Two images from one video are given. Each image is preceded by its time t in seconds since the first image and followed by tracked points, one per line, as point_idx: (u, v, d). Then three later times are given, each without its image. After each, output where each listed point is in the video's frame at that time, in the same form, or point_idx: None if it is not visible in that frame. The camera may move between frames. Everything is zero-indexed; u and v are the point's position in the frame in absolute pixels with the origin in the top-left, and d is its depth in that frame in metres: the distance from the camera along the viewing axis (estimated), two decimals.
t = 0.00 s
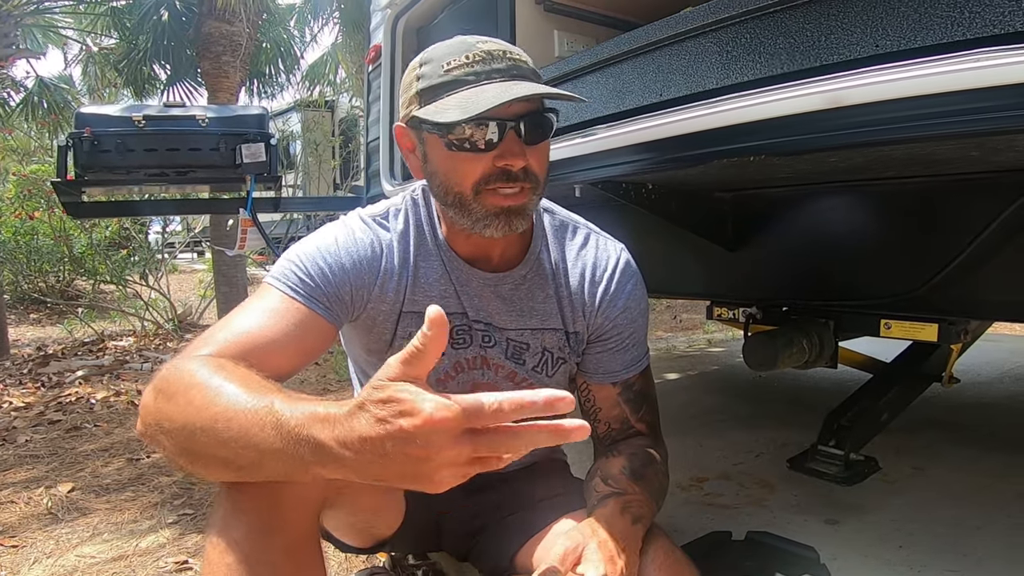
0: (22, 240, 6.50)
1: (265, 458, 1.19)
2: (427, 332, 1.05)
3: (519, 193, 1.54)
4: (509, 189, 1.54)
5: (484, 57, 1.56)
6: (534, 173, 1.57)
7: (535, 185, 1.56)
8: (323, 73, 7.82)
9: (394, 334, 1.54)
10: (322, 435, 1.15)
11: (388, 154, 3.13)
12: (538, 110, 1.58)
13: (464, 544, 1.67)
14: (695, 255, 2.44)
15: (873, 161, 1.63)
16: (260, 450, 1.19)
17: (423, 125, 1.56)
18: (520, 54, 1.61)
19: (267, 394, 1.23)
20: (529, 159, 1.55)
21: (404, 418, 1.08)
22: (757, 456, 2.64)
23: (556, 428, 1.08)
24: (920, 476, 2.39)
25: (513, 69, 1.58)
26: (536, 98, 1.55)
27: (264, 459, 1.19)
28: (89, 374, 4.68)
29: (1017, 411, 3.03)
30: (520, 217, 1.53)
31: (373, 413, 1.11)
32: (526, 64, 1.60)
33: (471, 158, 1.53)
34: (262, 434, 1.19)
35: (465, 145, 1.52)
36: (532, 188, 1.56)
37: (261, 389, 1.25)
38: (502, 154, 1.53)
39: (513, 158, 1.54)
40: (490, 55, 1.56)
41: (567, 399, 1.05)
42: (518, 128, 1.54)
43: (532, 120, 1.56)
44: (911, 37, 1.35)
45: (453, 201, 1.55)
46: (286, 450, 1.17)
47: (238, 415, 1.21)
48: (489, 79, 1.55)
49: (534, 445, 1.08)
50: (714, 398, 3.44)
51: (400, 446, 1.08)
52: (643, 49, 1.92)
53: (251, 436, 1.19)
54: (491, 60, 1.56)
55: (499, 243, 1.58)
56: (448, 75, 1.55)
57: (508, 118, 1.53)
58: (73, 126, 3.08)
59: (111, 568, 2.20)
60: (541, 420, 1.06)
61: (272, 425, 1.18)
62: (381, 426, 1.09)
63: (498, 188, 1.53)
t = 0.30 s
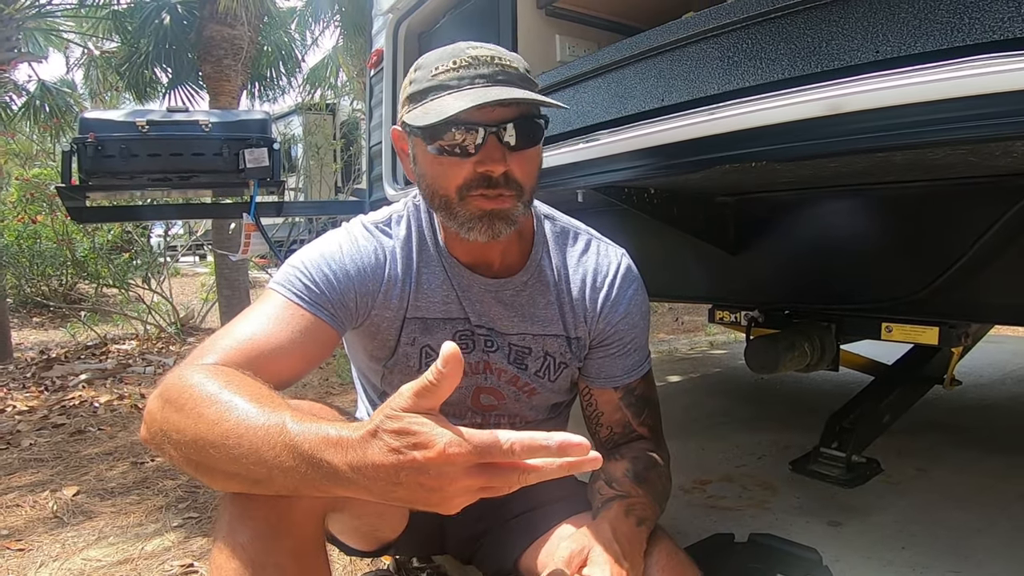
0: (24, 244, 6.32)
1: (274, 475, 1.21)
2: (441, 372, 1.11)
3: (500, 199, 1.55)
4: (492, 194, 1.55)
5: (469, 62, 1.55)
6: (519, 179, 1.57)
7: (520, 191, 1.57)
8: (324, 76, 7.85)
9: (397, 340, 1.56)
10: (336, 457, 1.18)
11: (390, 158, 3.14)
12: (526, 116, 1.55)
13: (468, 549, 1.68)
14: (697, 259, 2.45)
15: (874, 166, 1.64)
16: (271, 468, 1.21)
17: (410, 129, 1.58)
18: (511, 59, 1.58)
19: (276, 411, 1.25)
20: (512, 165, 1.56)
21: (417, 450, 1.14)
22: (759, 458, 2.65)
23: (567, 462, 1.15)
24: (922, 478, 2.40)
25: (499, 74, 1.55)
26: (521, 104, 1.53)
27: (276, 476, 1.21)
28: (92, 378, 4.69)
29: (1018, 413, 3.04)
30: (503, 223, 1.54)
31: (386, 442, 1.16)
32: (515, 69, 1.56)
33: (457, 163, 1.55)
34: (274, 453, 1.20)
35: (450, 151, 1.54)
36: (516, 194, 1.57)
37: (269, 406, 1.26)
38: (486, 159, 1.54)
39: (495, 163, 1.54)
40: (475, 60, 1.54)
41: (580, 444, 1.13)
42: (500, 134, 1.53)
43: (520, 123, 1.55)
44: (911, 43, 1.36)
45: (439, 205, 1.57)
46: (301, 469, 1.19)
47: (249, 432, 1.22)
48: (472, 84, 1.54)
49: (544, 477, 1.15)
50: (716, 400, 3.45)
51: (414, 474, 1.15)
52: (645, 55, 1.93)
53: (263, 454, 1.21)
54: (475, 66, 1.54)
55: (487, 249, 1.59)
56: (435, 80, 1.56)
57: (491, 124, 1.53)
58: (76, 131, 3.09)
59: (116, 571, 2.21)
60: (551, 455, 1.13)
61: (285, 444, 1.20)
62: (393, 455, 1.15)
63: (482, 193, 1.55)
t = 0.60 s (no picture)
0: (27, 247, 6.44)
1: (275, 477, 1.22)
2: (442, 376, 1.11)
3: (487, 199, 1.55)
4: (479, 194, 1.55)
5: (472, 60, 1.56)
6: (507, 180, 1.56)
7: (508, 193, 1.56)
8: (326, 79, 7.87)
9: (398, 343, 1.56)
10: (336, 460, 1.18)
11: (392, 161, 3.15)
12: (525, 118, 1.56)
13: (470, 552, 1.69)
14: (699, 262, 2.46)
15: (874, 169, 1.65)
16: (272, 471, 1.21)
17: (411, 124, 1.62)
18: (514, 61, 1.59)
19: (277, 414, 1.25)
20: (502, 164, 1.55)
21: (412, 452, 1.14)
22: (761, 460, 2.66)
23: (563, 468, 1.13)
24: (924, 479, 2.40)
25: (500, 74, 1.55)
26: (517, 102, 1.53)
27: (276, 479, 1.22)
28: (95, 381, 4.71)
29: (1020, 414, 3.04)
30: (487, 225, 1.53)
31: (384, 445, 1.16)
32: (517, 70, 1.57)
33: (449, 160, 1.56)
34: (275, 456, 1.21)
35: (445, 147, 1.56)
36: (504, 194, 1.56)
37: (270, 408, 1.27)
38: (477, 158, 1.55)
39: (483, 161, 1.55)
40: (477, 58, 1.55)
41: (575, 450, 1.12)
42: (493, 133, 1.54)
43: (519, 122, 1.55)
44: (911, 46, 1.37)
45: (430, 200, 1.59)
46: (301, 472, 1.20)
47: (250, 434, 1.23)
48: (470, 81, 1.54)
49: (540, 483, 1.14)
50: (718, 402, 3.45)
51: (409, 476, 1.15)
52: (646, 58, 1.94)
53: (265, 457, 1.21)
54: (476, 64, 1.55)
55: (478, 251, 1.60)
56: (438, 76, 1.58)
57: (484, 122, 1.55)
58: (79, 134, 3.09)
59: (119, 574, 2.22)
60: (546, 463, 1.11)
61: (285, 447, 1.20)
62: (389, 458, 1.15)
63: (469, 192, 1.55)
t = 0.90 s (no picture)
0: (32, 247, 6.21)
1: (269, 473, 1.19)
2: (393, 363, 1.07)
3: (494, 196, 1.54)
4: (486, 189, 1.54)
5: (497, 58, 1.54)
6: (514, 180, 1.55)
7: (517, 193, 1.55)
8: (330, 79, 7.87)
9: (405, 340, 1.55)
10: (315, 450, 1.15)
11: (397, 160, 3.14)
12: (543, 122, 1.54)
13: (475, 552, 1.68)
14: (706, 263, 2.45)
15: (885, 169, 1.64)
16: (266, 465, 1.19)
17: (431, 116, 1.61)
18: (539, 65, 1.57)
19: (273, 409, 1.23)
20: (512, 165, 1.55)
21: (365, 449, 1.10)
22: (767, 462, 2.64)
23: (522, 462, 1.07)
24: (932, 481, 2.38)
25: (523, 76, 1.54)
26: (536, 106, 1.52)
27: (270, 474, 1.19)
28: (99, 380, 4.71)
29: None
30: (491, 220, 1.52)
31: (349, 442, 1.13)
32: (540, 75, 1.55)
33: (463, 155, 1.55)
34: (267, 450, 1.19)
35: (462, 142, 1.55)
36: (510, 194, 1.55)
37: (266, 402, 1.25)
38: (488, 156, 1.54)
39: (493, 159, 1.54)
40: (502, 58, 1.53)
41: (533, 439, 1.06)
42: (507, 132, 1.54)
43: (538, 126, 1.54)
44: (925, 45, 1.36)
45: (440, 190, 1.59)
46: (288, 465, 1.17)
47: (245, 428, 1.21)
48: (491, 80, 1.53)
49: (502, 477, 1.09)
50: (724, 403, 3.44)
51: (365, 474, 1.11)
52: (654, 57, 1.93)
53: (257, 451, 1.19)
54: (501, 62, 1.53)
55: (484, 249, 1.59)
56: (462, 70, 1.56)
57: (499, 120, 1.54)
58: (85, 133, 3.10)
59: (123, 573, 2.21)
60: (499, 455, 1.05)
61: (274, 440, 1.18)
62: (350, 453, 1.11)
63: (477, 187, 1.55)
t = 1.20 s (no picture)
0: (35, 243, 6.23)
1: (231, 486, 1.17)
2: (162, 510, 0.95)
3: (503, 192, 1.54)
4: (496, 186, 1.54)
5: (518, 54, 1.52)
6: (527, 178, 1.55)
7: (525, 192, 1.55)
8: (332, 77, 7.87)
9: (411, 330, 1.54)
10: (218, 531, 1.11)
11: (400, 156, 3.14)
12: (557, 122, 1.53)
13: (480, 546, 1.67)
14: (709, 257, 2.44)
15: (891, 161, 1.62)
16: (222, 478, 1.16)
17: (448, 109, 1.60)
18: (558, 63, 1.55)
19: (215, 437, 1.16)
20: (525, 163, 1.54)
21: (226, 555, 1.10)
22: (771, 458, 2.63)
23: None
24: (937, 477, 2.37)
25: (541, 74, 1.52)
26: (553, 106, 1.50)
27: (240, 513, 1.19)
28: (101, 377, 4.71)
29: None
30: (498, 217, 1.52)
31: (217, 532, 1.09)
32: (560, 74, 1.53)
33: (476, 149, 1.54)
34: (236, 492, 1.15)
35: (476, 136, 1.54)
36: (522, 191, 1.55)
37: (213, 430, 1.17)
38: (501, 153, 1.53)
39: (507, 157, 1.53)
40: (522, 55, 1.51)
41: None
42: (523, 130, 1.53)
43: (553, 126, 1.53)
44: (930, 37, 1.35)
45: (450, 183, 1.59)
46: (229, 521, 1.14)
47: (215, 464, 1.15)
48: (510, 76, 1.51)
49: None
50: (727, 399, 3.43)
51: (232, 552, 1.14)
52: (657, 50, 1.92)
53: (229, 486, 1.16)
54: (521, 59, 1.52)
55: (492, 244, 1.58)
56: (480, 64, 1.55)
57: (515, 117, 1.52)
58: (88, 128, 3.10)
59: (125, 569, 2.21)
60: None
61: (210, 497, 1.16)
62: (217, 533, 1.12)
63: (488, 183, 1.54)
